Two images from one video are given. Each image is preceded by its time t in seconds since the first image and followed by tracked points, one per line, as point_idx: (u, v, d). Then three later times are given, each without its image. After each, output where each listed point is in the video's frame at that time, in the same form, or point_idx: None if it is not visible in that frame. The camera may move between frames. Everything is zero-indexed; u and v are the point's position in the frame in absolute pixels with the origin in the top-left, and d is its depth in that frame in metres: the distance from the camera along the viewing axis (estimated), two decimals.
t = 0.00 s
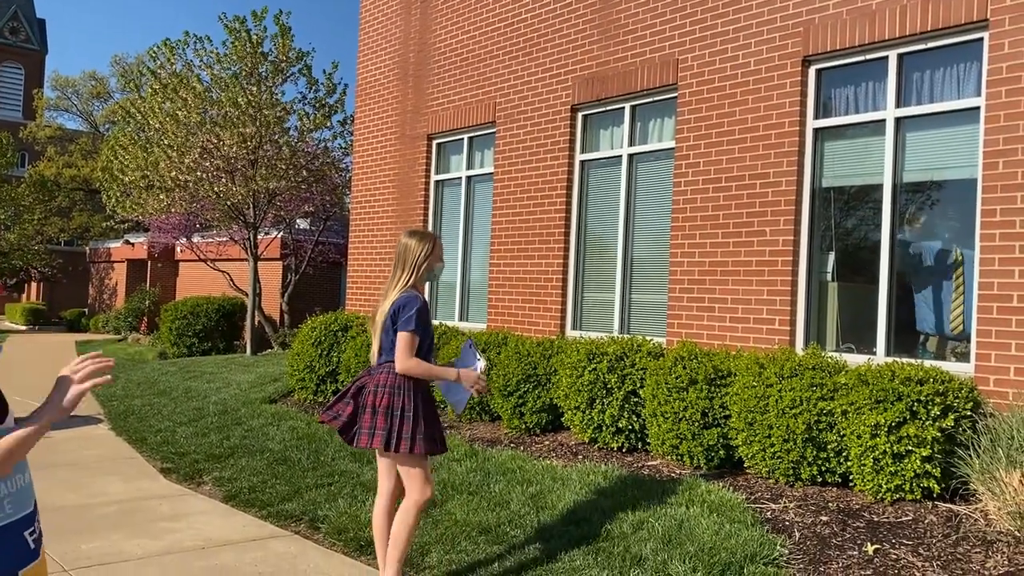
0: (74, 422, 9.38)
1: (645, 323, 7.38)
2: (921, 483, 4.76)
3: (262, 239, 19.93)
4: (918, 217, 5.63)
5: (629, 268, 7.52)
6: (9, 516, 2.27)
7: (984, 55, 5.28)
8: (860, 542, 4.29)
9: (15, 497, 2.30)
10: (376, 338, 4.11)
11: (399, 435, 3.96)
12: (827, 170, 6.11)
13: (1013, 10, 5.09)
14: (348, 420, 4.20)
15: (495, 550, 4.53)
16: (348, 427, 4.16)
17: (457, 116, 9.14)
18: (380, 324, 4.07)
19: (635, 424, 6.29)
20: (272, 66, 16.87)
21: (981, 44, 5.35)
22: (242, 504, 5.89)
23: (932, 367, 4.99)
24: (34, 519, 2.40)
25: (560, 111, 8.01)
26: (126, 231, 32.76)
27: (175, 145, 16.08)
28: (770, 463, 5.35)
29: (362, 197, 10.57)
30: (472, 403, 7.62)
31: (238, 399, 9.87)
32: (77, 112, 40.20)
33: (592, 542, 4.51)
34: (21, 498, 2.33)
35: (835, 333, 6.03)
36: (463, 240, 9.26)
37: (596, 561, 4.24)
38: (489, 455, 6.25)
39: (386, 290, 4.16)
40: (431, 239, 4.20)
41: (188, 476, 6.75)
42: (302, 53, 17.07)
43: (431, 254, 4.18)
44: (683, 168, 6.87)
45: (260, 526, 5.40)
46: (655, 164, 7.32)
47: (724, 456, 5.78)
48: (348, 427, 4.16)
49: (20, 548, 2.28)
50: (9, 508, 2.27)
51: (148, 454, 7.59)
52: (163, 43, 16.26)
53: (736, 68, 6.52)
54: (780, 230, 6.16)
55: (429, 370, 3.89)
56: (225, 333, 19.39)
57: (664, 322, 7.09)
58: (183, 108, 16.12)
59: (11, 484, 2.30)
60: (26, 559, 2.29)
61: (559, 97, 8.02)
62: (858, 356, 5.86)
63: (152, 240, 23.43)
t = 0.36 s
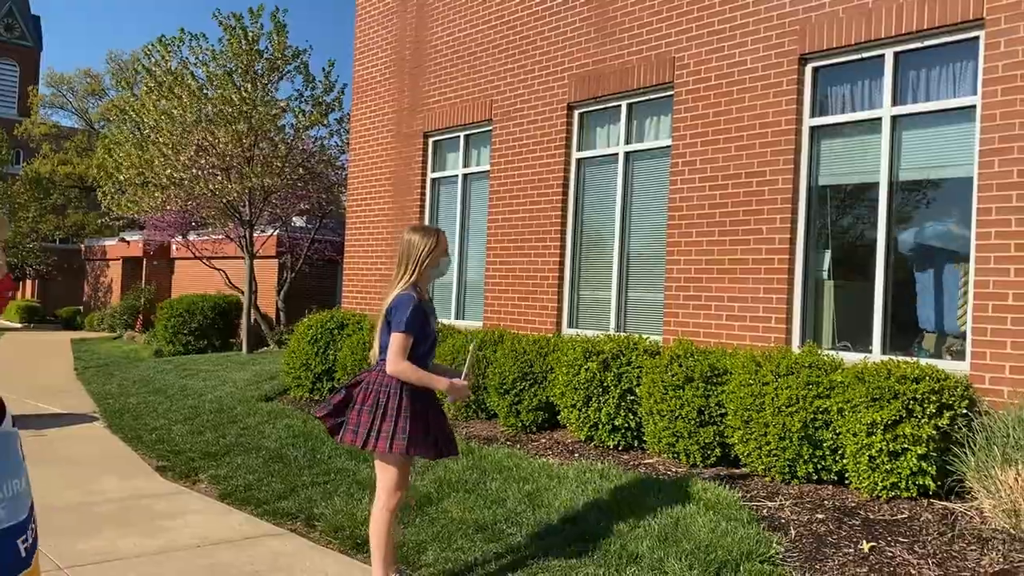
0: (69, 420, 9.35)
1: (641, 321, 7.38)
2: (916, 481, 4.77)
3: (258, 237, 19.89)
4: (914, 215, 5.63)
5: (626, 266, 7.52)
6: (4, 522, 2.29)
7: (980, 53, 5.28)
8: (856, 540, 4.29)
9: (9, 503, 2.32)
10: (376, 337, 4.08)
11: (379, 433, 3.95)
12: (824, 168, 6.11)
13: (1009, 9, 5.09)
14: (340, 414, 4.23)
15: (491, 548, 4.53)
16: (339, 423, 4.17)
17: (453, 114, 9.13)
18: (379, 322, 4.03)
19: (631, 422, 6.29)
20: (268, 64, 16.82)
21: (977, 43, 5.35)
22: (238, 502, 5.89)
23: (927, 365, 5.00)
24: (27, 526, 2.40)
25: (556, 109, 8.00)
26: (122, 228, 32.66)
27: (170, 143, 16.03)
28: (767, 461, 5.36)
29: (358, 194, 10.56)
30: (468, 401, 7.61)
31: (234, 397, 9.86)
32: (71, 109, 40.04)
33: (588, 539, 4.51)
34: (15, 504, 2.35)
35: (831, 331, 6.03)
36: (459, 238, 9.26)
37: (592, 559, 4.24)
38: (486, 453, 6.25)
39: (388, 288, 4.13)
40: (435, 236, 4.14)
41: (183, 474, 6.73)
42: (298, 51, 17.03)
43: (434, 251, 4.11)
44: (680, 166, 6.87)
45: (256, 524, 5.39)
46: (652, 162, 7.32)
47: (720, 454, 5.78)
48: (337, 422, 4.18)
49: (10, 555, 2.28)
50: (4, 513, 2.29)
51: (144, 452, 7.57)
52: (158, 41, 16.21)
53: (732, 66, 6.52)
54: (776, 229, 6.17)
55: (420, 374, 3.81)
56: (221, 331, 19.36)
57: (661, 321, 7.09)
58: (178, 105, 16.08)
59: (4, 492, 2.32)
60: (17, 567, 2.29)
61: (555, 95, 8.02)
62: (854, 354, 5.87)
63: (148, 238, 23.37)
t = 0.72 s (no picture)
0: (56, 418, 9.29)
1: (631, 319, 7.39)
2: (905, 479, 4.79)
3: (247, 235, 19.81)
4: (902, 213, 5.66)
5: (616, 264, 7.52)
6: (3, 534, 2.26)
7: (969, 52, 5.30)
8: (844, 537, 4.31)
9: (8, 515, 2.31)
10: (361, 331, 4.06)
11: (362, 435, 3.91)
12: (813, 167, 6.13)
13: (997, 9, 5.12)
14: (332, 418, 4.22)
15: (481, 546, 4.52)
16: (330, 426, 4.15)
17: (443, 112, 9.11)
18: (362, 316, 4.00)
19: (621, 420, 6.29)
20: (259, 61, 16.73)
21: (965, 42, 5.37)
22: (226, 501, 5.86)
23: (916, 363, 5.02)
24: (28, 537, 2.38)
25: (546, 107, 7.99)
26: (110, 226, 32.47)
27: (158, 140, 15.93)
28: (756, 459, 5.37)
29: (348, 192, 10.52)
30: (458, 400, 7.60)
31: (223, 395, 9.81)
32: (59, 106, 39.75)
33: (578, 538, 4.50)
34: (14, 516, 2.34)
35: (820, 329, 6.05)
36: (449, 236, 9.23)
37: (582, 558, 4.23)
38: (476, 451, 6.24)
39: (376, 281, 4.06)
40: (422, 231, 4.01)
41: (172, 473, 6.70)
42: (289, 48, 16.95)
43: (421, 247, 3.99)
44: (670, 164, 6.87)
45: (244, 522, 5.37)
46: (642, 160, 7.32)
47: (709, 452, 5.79)
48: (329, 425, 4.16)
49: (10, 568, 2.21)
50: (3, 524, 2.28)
51: (132, 450, 7.53)
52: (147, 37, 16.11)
53: (722, 64, 6.52)
54: (765, 227, 6.18)
55: (386, 374, 3.78)
56: (210, 329, 19.27)
57: (651, 319, 7.10)
58: (167, 102, 15.99)
59: (3, 506, 2.32)
60: None
61: (546, 93, 8.01)
62: (842, 352, 5.89)
63: (136, 236, 23.26)
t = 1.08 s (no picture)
0: (33, 417, 9.18)
1: (612, 318, 7.40)
2: (883, 475, 4.84)
3: (228, 232, 19.66)
4: (881, 212, 5.69)
5: (597, 262, 7.54)
6: None
7: (946, 53, 5.35)
8: (823, 534, 4.34)
9: None
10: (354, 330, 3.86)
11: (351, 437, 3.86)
12: (793, 166, 6.16)
13: (975, 10, 5.17)
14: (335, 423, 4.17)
15: (462, 544, 4.51)
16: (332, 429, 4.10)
17: (425, 109, 9.08)
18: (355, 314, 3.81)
19: (602, 418, 6.30)
20: (240, 57, 16.58)
21: (943, 43, 5.42)
22: (206, 500, 5.81)
23: (894, 361, 5.06)
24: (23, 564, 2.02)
25: (528, 105, 7.98)
26: (88, 223, 32.11)
27: (137, 136, 15.77)
28: (736, 457, 5.39)
29: (329, 190, 10.46)
30: (439, 398, 7.58)
31: (202, 394, 9.73)
32: (36, 101, 39.26)
33: (559, 535, 4.50)
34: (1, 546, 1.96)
35: (799, 327, 6.09)
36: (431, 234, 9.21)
37: (562, 555, 4.22)
38: (457, 450, 6.23)
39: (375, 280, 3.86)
40: (419, 234, 3.77)
41: (150, 472, 6.63)
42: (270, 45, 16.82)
43: (411, 248, 3.75)
44: (652, 163, 6.88)
45: (224, 522, 5.32)
46: (624, 158, 7.34)
47: (689, 450, 5.81)
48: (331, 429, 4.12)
49: None
50: None
51: (110, 449, 7.45)
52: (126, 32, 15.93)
53: (703, 63, 6.55)
54: (746, 226, 6.21)
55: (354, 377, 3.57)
56: (190, 327, 19.11)
57: (632, 317, 7.12)
58: (146, 98, 15.82)
59: None
60: None
61: (528, 91, 8.00)
62: (821, 350, 5.92)
63: (114, 233, 23.02)
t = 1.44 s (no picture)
0: None
1: (576, 315, 7.43)
2: (842, 470, 4.93)
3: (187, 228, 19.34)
4: (841, 211, 5.78)
5: (562, 260, 7.55)
6: None
7: (903, 56, 5.45)
8: (784, 528, 4.40)
9: None
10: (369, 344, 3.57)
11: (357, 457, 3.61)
12: (754, 165, 6.23)
13: (931, 13, 5.28)
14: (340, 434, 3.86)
15: (427, 543, 4.49)
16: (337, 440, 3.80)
17: (389, 106, 9.01)
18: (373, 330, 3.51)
19: (566, 416, 6.32)
20: (200, 51, 16.19)
21: (900, 45, 5.52)
22: (165, 500, 5.71)
23: (852, 358, 5.15)
24: None
25: (492, 102, 7.96)
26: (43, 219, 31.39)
27: (94, 130, 15.41)
28: (698, 453, 5.44)
29: (291, 186, 10.34)
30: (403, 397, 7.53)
31: (161, 392, 9.57)
32: None
33: (523, 533, 4.50)
34: None
35: (760, 325, 6.17)
36: (395, 231, 9.15)
37: (527, 552, 4.22)
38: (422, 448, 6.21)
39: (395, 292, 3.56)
40: (449, 250, 3.50)
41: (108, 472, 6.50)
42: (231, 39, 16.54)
43: (441, 266, 3.47)
44: (615, 161, 6.92)
45: (184, 522, 5.24)
46: (588, 157, 7.36)
47: (653, 446, 5.85)
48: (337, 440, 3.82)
49: None
50: None
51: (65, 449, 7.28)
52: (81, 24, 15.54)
53: (666, 63, 6.59)
54: (707, 225, 6.28)
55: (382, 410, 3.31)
56: (148, 325, 18.76)
57: (596, 314, 7.15)
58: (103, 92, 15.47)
59: None
60: None
61: (493, 89, 7.98)
62: (781, 347, 6.01)
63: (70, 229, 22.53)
